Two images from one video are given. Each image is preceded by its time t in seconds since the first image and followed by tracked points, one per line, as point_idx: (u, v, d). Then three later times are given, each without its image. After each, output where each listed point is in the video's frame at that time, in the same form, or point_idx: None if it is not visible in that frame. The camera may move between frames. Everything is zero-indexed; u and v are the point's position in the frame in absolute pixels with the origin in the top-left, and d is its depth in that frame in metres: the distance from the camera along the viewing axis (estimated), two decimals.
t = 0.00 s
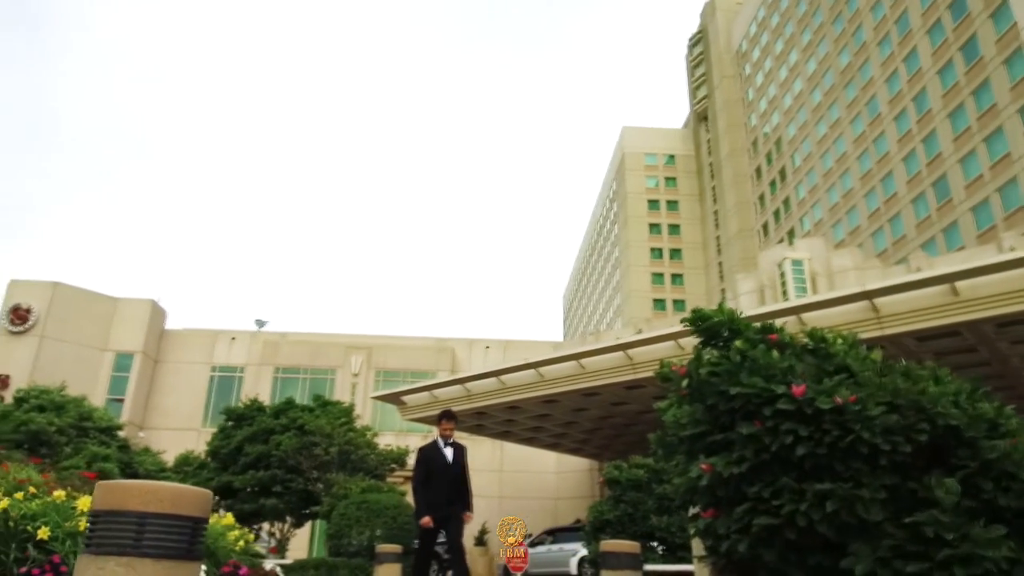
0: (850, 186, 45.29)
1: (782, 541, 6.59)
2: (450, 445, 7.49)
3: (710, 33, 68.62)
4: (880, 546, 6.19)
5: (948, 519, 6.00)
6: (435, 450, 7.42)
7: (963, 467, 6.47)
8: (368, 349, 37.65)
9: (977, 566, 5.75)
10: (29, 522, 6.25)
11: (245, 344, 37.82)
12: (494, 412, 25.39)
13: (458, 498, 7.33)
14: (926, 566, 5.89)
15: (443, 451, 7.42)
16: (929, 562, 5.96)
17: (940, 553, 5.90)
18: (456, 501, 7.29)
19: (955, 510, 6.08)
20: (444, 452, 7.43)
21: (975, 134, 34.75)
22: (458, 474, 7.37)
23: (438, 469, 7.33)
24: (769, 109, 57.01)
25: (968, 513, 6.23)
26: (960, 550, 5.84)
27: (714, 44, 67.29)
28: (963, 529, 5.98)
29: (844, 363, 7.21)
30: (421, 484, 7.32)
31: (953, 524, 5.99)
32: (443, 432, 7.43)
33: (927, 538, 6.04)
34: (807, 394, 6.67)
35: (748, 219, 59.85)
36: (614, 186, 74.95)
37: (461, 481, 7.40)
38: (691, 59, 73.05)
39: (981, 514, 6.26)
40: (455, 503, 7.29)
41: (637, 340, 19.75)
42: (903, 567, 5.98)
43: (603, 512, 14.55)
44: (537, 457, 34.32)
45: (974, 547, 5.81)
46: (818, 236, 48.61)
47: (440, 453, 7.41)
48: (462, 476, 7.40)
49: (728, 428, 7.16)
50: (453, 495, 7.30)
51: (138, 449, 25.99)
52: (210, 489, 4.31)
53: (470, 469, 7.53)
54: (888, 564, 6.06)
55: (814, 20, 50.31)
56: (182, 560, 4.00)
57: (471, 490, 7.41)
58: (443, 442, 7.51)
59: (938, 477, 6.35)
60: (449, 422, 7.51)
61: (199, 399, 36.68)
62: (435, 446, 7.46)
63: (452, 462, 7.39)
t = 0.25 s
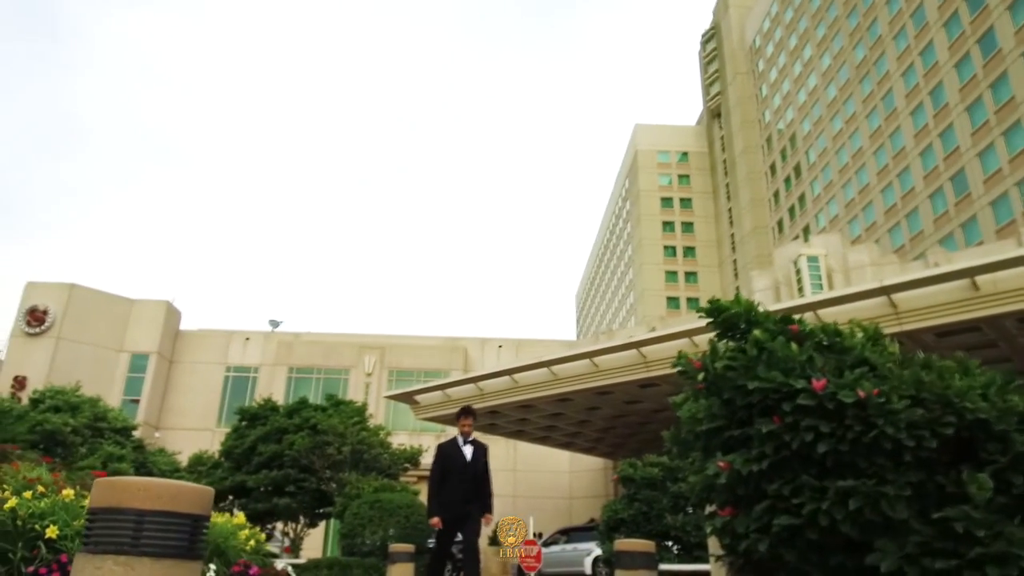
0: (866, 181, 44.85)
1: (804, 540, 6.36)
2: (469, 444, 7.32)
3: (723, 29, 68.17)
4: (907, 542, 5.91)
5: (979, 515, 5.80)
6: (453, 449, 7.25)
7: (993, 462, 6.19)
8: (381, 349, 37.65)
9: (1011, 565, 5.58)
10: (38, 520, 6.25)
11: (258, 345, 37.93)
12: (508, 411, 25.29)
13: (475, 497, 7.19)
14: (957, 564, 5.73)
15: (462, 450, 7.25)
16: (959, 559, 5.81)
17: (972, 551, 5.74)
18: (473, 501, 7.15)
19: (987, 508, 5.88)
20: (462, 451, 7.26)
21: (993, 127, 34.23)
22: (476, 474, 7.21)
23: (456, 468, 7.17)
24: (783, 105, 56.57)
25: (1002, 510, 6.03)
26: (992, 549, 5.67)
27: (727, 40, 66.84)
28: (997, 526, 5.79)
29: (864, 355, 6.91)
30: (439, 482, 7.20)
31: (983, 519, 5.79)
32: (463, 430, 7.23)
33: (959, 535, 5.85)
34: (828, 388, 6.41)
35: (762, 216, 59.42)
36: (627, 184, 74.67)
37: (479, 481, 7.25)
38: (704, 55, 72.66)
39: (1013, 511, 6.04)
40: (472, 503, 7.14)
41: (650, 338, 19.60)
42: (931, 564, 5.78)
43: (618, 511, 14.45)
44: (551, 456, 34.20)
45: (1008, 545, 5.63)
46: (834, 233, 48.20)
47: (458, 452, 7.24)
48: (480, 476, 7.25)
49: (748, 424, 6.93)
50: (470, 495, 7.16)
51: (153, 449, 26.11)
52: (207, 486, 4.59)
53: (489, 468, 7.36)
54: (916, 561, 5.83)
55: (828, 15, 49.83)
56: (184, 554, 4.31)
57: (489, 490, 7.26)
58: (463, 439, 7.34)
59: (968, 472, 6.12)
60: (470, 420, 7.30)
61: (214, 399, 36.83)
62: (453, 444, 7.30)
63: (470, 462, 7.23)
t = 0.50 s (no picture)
0: (876, 178, 44.48)
1: (817, 539, 5.83)
2: (482, 437, 7.15)
3: (731, 26, 67.88)
4: (925, 543, 5.43)
5: (1000, 512, 5.17)
6: (465, 441, 7.10)
7: (1013, 456, 5.62)
8: (388, 348, 37.59)
9: None
10: (40, 518, 6.24)
11: (266, 344, 37.96)
12: (514, 410, 25.15)
13: (488, 492, 7.02)
14: (976, 564, 5.19)
15: (474, 443, 7.10)
16: (980, 560, 5.24)
17: (993, 549, 5.16)
18: (485, 496, 6.97)
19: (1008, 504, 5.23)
20: (474, 444, 7.10)
21: (1004, 122, 33.85)
22: (488, 468, 7.04)
23: (468, 462, 7.02)
24: (791, 102, 56.25)
25: None
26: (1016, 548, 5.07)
27: (734, 38, 66.54)
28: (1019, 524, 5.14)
29: (877, 345, 6.41)
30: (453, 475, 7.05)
31: (1005, 517, 5.16)
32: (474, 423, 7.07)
33: (977, 532, 5.30)
34: (841, 383, 5.91)
35: (771, 214, 59.09)
36: (634, 182, 74.42)
37: (492, 475, 7.08)
38: (711, 53, 72.42)
39: None
40: (484, 498, 6.97)
41: (658, 335, 19.44)
42: (951, 566, 5.25)
43: (626, 510, 14.30)
44: (559, 456, 34.07)
45: None
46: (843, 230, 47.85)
47: (470, 445, 7.09)
48: (493, 470, 7.07)
49: (759, 419, 6.41)
50: (482, 489, 6.98)
51: (160, 448, 26.12)
52: (200, 483, 4.55)
53: (503, 463, 7.17)
54: (936, 561, 5.33)
55: (837, 11, 49.45)
56: (174, 551, 4.29)
57: (503, 485, 7.07)
58: (476, 432, 7.18)
59: (989, 466, 5.54)
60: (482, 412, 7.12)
61: (222, 398, 36.87)
62: (465, 437, 7.14)
63: (482, 455, 7.05)
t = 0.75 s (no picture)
0: (881, 175, 44.28)
1: (828, 534, 5.66)
2: (490, 428, 6.45)
3: (734, 23, 67.63)
4: (939, 540, 5.26)
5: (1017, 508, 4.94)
6: (470, 433, 6.41)
7: None
8: (392, 346, 37.51)
9: None
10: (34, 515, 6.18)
11: (269, 343, 37.92)
12: (518, 408, 25.05)
13: (498, 487, 6.28)
14: (991, 562, 4.99)
15: (479, 434, 6.40)
16: (996, 557, 5.05)
17: (1009, 546, 4.97)
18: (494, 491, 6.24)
19: None
20: (480, 435, 6.41)
21: (1011, 117, 33.60)
22: (496, 460, 6.30)
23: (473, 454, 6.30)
24: (796, 99, 56.03)
25: None
26: None
27: (738, 35, 66.30)
28: None
29: (891, 334, 6.21)
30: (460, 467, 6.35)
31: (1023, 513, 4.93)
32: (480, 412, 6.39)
33: (993, 529, 5.10)
34: (853, 371, 5.68)
35: (774, 211, 58.88)
36: (638, 179, 74.23)
37: (502, 469, 6.34)
38: (715, 50, 72.20)
39: None
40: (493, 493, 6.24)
41: (662, 333, 19.31)
42: (967, 564, 5.08)
43: (630, 507, 14.16)
44: (562, 454, 33.98)
45: None
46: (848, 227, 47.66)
47: (475, 436, 6.40)
48: (503, 462, 6.34)
49: (768, 411, 6.27)
50: (490, 483, 6.24)
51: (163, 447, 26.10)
52: (192, 478, 4.50)
53: (514, 455, 6.42)
54: (950, 558, 5.17)
55: (842, 7, 49.20)
56: (162, 548, 4.23)
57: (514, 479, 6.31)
58: (483, 424, 6.49)
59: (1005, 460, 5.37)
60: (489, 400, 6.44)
61: (225, 396, 36.85)
62: (471, 429, 6.46)
63: (488, 446, 6.33)
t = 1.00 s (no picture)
0: (883, 170, 44.08)
1: (836, 530, 5.27)
2: (493, 421, 6.12)
3: (736, 19, 67.39)
4: (950, 534, 4.92)
5: None
6: (472, 427, 6.11)
7: None
8: (392, 343, 37.42)
9: None
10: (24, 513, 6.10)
11: (270, 339, 37.85)
12: (519, 404, 24.97)
13: (501, 482, 5.91)
14: (1003, 557, 4.71)
15: (481, 427, 6.08)
16: (1010, 552, 4.76)
17: None
18: (496, 486, 5.87)
19: None
20: (482, 429, 6.07)
21: (1014, 113, 33.44)
22: (498, 453, 5.96)
23: (475, 448, 5.97)
24: (797, 95, 55.83)
25: None
26: None
27: (740, 31, 66.08)
28: None
29: (905, 322, 5.85)
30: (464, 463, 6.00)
31: None
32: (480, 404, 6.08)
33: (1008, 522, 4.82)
34: (864, 358, 5.36)
35: (776, 207, 58.75)
36: (639, 176, 74.06)
37: (506, 463, 5.97)
38: (717, 46, 71.99)
39: None
40: (496, 489, 5.87)
41: (663, 328, 19.20)
42: (978, 559, 4.78)
43: (631, 502, 14.13)
44: (563, 450, 33.91)
45: None
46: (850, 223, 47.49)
47: (477, 429, 6.06)
48: (507, 457, 5.97)
49: (774, 403, 5.85)
50: (493, 478, 5.90)
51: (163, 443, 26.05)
52: (177, 476, 4.79)
53: (519, 449, 6.02)
54: (960, 552, 4.86)
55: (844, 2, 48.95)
56: (147, 542, 4.53)
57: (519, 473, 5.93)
58: (487, 418, 6.17)
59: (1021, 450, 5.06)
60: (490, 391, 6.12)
61: (226, 393, 36.80)
62: (474, 423, 6.15)
63: (490, 440, 5.99)
